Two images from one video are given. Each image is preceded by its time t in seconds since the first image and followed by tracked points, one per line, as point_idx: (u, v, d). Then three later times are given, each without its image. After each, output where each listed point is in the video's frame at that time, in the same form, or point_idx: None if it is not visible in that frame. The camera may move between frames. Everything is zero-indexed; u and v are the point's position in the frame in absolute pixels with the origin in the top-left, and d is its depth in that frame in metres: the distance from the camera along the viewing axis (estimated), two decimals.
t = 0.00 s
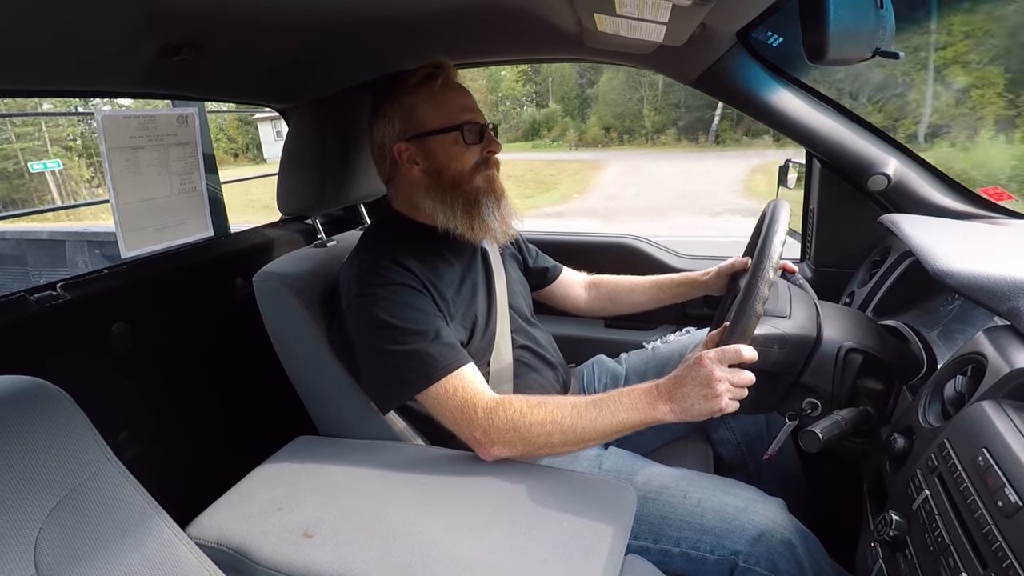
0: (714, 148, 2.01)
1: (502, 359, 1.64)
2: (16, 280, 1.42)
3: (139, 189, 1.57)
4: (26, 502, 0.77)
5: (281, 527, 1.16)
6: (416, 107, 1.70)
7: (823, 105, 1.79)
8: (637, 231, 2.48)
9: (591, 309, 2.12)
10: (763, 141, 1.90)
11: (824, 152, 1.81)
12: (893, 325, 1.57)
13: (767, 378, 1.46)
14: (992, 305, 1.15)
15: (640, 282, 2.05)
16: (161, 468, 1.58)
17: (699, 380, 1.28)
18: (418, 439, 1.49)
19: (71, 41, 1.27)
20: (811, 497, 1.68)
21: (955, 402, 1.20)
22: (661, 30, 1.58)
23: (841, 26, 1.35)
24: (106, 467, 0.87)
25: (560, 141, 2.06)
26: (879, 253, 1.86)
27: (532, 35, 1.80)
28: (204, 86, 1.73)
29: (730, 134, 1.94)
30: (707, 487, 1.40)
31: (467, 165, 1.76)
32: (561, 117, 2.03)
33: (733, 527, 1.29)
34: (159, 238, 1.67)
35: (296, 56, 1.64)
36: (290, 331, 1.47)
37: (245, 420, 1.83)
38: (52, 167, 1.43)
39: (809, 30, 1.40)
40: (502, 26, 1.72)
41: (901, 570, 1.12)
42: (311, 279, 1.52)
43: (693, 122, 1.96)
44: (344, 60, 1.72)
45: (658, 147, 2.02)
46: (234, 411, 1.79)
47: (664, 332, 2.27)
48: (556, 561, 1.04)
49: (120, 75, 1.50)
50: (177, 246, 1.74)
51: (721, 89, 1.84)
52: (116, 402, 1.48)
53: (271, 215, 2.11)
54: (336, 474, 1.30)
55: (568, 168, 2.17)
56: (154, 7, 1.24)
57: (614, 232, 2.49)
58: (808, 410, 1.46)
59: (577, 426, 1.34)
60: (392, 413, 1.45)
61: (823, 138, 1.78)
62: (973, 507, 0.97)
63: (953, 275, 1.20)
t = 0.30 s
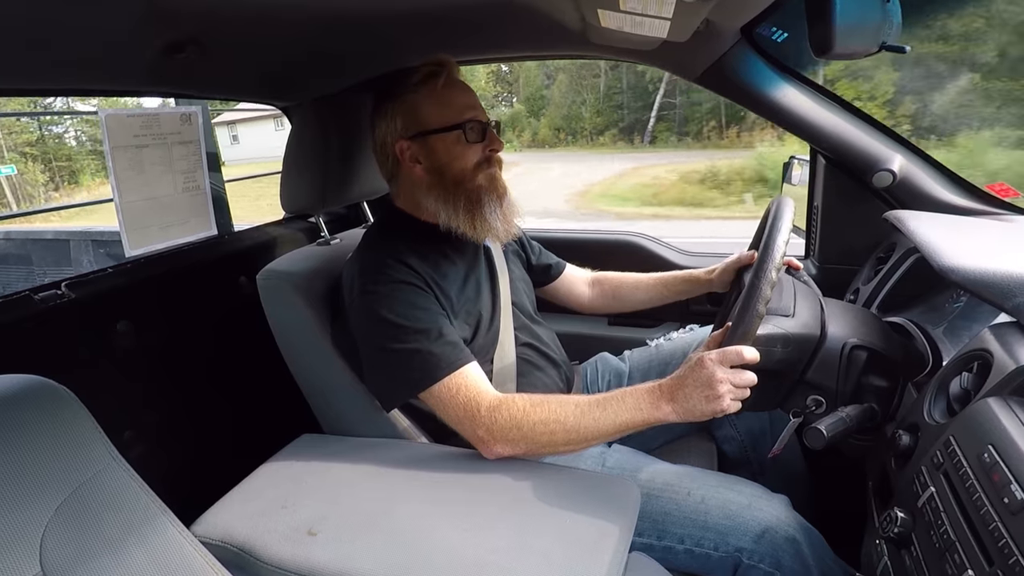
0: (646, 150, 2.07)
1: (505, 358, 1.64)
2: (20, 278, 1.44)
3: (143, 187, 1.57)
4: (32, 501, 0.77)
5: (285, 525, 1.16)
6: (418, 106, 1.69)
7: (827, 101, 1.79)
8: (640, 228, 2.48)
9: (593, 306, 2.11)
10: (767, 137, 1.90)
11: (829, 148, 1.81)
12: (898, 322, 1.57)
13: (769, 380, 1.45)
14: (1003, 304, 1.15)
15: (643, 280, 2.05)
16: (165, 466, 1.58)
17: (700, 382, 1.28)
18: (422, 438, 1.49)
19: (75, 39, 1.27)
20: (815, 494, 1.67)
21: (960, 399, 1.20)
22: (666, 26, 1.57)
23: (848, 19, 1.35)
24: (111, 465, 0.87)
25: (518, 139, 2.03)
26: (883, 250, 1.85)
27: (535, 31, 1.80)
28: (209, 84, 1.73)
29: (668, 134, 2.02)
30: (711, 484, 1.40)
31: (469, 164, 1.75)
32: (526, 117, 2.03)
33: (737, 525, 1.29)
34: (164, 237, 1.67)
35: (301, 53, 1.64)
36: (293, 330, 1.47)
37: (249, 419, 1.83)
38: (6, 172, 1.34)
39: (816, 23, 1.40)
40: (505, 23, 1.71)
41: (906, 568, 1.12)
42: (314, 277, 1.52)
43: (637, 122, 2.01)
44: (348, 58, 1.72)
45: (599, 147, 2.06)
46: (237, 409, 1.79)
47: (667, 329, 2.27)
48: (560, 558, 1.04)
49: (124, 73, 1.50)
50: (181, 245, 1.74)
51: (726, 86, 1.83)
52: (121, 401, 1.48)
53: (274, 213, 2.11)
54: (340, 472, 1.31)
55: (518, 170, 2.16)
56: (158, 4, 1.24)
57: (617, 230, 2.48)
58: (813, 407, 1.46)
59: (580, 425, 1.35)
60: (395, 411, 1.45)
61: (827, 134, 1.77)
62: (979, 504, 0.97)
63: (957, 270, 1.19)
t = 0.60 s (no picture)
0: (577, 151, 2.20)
1: (508, 355, 1.64)
2: (23, 275, 1.42)
3: (146, 184, 1.57)
4: (38, 496, 0.78)
5: (289, 521, 1.16)
6: (422, 103, 1.69)
7: (831, 97, 1.78)
8: (643, 225, 2.47)
9: (599, 299, 2.10)
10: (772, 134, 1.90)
11: (833, 145, 1.80)
12: (902, 319, 1.57)
13: (770, 380, 1.45)
14: (1006, 299, 1.14)
15: (647, 273, 2.05)
16: (169, 463, 1.58)
17: (698, 389, 1.28)
18: (426, 435, 1.49)
19: (79, 35, 1.27)
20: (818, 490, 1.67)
21: (965, 395, 1.18)
22: (670, 22, 1.57)
23: (852, 15, 1.35)
24: (116, 461, 0.87)
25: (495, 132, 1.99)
26: (888, 246, 1.85)
27: (538, 28, 1.80)
28: (213, 81, 1.73)
29: (598, 136, 2.16)
30: (714, 480, 1.39)
31: (473, 162, 1.75)
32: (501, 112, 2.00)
33: (740, 521, 1.29)
34: (167, 234, 1.67)
35: (305, 50, 1.64)
36: (297, 326, 1.47)
37: (253, 417, 1.83)
38: None
39: (820, 20, 1.40)
40: (509, 19, 1.71)
41: (910, 564, 1.12)
42: (318, 274, 1.52)
43: (570, 124, 2.14)
44: (351, 54, 1.71)
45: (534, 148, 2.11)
46: (241, 406, 1.79)
47: (671, 325, 2.27)
48: (563, 554, 1.04)
49: (127, 70, 1.50)
50: (184, 242, 1.74)
51: (729, 82, 1.82)
52: (125, 398, 1.48)
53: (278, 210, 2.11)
54: (343, 468, 1.31)
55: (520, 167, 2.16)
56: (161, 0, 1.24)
57: (621, 227, 2.48)
58: (817, 403, 1.46)
59: (583, 424, 1.35)
60: (398, 407, 1.45)
61: (831, 130, 1.77)
62: (983, 500, 0.97)
63: (959, 266, 1.19)
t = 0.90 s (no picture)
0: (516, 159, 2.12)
1: (513, 354, 1.64)
2: (30, 274, 1.42)
3: (150, 183, 1.57)
4: (44, 495, 0.78)
5: (293, 519, 1.16)
6: (429, 104, 1.69)
7: (835, 95, 1.78)
8: (646, 224, 2.47)
9: (599, 304, 2.11)
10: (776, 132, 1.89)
11: (837, 142, 1.79)
12: (907, 317, 1.56)
13: (774, 376, 1.44)
14: (1012, 298, 1.14)
15: (648, 280, 2.05)
16: (174, 461, 1.59)
17: (702, 387, 1.28)
18: (430, 433, 1.50)
19: (84, 34, 1.27)
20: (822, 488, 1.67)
21: (971, 393, 1.19)
22: (673, 20, 1.57)
23: (857, 12, 1.34)
24: (122, 460, 0.87)
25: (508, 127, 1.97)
26: (893, 244, 1.85)
27: (540, 27, 1.80)
28: (217, 80, 1.73)
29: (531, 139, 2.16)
30: (718, 477, 1.39)
31: (479, 166, 1.75)
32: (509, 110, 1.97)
33: (745, 519, 1.29)
34: (172, 233, 1.67)
35: (309, 49, 1.64)
36: (302, 325, 1.47)
37: (258, 415, 1.84)
38: None
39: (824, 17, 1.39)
40: (512, 18, 1.71)
41: (915, 562, 1.11)
42: (322, 273, 1.52)
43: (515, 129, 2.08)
44: (356, 54, 1.72)
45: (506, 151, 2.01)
46: (246, 404, 1.80)
47: (675, 324, 2.27)
48: (567, 553, 1.04)
49: (132, 70, 1.50)
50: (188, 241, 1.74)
51: (733, 80, 1.82)
52: (131, 397, 1.49)
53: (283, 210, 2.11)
54: (348, 467, 1.31)
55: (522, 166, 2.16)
56: None
57: (624, 226, 2.48)
58: (821, 402, 1.46)
59: (587, 423, 1.35)
60: (403, 405, 1.45)
61: (835, 127, 1.77)
62: (989, 498, 0.97)
63: (969, 264, 1.18)
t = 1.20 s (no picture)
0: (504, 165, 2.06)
1: (516, 353, 1.64)
2: (32, 275, 1.42)
3: (152, 184, 1.58)
4: (46, 496, 0.78)
5: (296, 519, 1.17)
6: (436, 103, 1.68)
7: (837, 93, 1.77)
8: (648, 223, 2.47)
9: (603, 304, 2.11)
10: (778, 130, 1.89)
11: (839, 140, 1.79)
12: (909, 314, 1.55)
13: (777, 373, 1.45)
14: (1014, 296, 1.14)
15: (652, 280, 2.05)
16: (177, 461, 1.59)
17: (705, 384, 1.28)
18: (433, 433, 1.50)
19: (84, 34, 1.27)
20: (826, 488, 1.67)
21: (973, 391, 1.19)
22: (674, 18, 1.56)
23: (858, 9, 1.34)
24: (124, 460, 0.87)
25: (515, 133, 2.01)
26: (895, 242, 1.85)
27: (542, 26, 1.80)
28: (218, 81, 1.73)
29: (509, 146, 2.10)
30: (720, 476, 1.39)
31: (485, 166, 1.75)
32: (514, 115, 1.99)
33: (748, 517, 1.29)
34: (174, 234, 1.67)
35: (310, 49, 1.64)
36: (305, 326, 1.47)
37: (261, 415, 1.84)
38: None
39: (825, 14, 1.39)
40: (513, 17, 1.71)
41: (919, 561, 1.11)
42: (325, 273, 1.52)
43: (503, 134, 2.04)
44: (356, 53, 1.72)
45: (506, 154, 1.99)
46: (249, 404, 1.80)
47: (677, 323, 2.27)
48: (570, 553, 1.04)
49: (133, 71, 1.50)
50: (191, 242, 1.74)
51: (734, 79, 1.81)
52: (133, 398, 1.49)
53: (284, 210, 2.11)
54: (351, 467, 1.31)
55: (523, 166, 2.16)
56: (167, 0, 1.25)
57: (626, 225, 2.48)
58: (824, 400, 1.45)
59: (590, 422, 1.35)
60: (406, 406, 1.45)
61: (836, 125, 1.76)
62: (992, 497, 0.97)
63: (972, 262, 1.18)
